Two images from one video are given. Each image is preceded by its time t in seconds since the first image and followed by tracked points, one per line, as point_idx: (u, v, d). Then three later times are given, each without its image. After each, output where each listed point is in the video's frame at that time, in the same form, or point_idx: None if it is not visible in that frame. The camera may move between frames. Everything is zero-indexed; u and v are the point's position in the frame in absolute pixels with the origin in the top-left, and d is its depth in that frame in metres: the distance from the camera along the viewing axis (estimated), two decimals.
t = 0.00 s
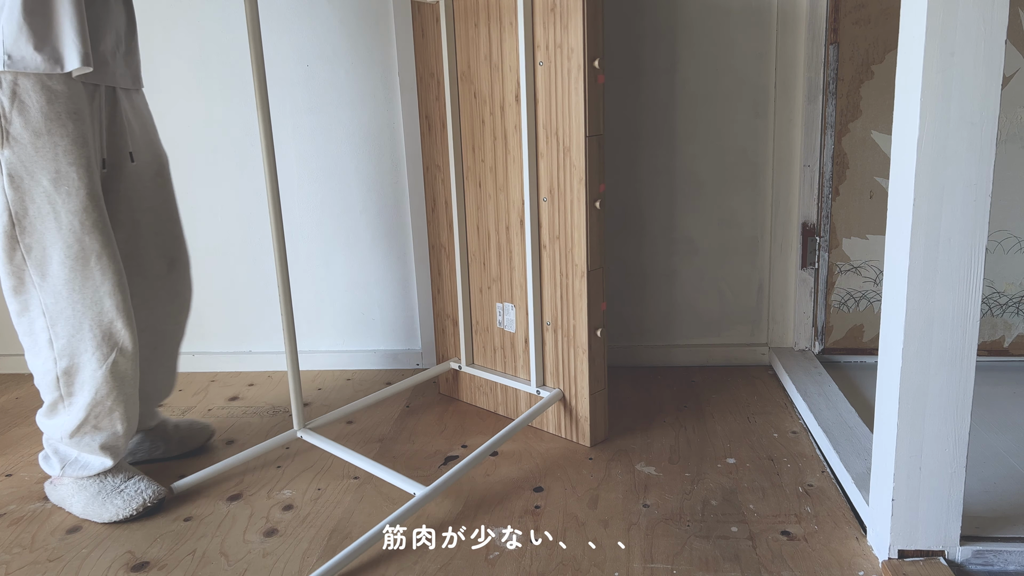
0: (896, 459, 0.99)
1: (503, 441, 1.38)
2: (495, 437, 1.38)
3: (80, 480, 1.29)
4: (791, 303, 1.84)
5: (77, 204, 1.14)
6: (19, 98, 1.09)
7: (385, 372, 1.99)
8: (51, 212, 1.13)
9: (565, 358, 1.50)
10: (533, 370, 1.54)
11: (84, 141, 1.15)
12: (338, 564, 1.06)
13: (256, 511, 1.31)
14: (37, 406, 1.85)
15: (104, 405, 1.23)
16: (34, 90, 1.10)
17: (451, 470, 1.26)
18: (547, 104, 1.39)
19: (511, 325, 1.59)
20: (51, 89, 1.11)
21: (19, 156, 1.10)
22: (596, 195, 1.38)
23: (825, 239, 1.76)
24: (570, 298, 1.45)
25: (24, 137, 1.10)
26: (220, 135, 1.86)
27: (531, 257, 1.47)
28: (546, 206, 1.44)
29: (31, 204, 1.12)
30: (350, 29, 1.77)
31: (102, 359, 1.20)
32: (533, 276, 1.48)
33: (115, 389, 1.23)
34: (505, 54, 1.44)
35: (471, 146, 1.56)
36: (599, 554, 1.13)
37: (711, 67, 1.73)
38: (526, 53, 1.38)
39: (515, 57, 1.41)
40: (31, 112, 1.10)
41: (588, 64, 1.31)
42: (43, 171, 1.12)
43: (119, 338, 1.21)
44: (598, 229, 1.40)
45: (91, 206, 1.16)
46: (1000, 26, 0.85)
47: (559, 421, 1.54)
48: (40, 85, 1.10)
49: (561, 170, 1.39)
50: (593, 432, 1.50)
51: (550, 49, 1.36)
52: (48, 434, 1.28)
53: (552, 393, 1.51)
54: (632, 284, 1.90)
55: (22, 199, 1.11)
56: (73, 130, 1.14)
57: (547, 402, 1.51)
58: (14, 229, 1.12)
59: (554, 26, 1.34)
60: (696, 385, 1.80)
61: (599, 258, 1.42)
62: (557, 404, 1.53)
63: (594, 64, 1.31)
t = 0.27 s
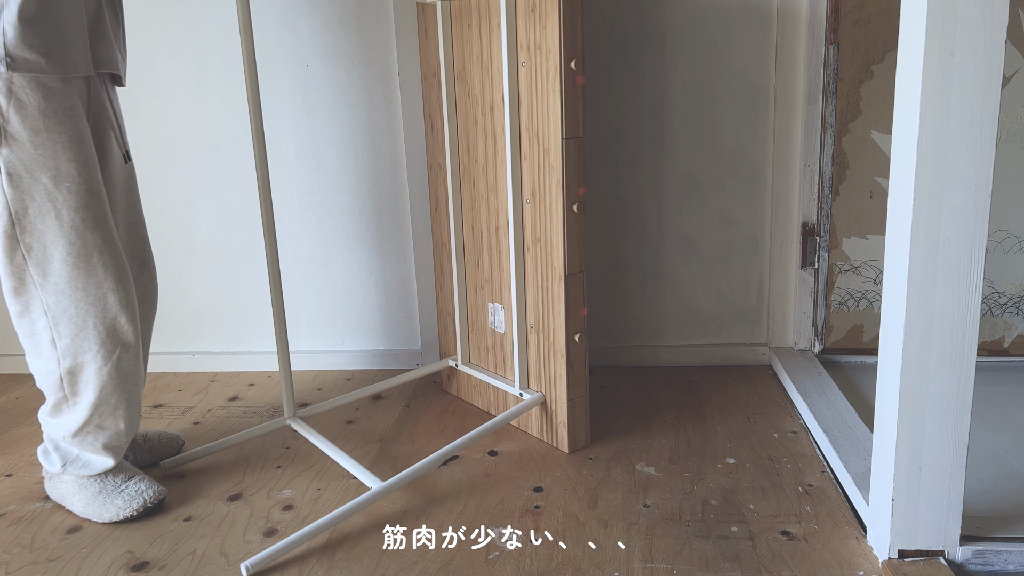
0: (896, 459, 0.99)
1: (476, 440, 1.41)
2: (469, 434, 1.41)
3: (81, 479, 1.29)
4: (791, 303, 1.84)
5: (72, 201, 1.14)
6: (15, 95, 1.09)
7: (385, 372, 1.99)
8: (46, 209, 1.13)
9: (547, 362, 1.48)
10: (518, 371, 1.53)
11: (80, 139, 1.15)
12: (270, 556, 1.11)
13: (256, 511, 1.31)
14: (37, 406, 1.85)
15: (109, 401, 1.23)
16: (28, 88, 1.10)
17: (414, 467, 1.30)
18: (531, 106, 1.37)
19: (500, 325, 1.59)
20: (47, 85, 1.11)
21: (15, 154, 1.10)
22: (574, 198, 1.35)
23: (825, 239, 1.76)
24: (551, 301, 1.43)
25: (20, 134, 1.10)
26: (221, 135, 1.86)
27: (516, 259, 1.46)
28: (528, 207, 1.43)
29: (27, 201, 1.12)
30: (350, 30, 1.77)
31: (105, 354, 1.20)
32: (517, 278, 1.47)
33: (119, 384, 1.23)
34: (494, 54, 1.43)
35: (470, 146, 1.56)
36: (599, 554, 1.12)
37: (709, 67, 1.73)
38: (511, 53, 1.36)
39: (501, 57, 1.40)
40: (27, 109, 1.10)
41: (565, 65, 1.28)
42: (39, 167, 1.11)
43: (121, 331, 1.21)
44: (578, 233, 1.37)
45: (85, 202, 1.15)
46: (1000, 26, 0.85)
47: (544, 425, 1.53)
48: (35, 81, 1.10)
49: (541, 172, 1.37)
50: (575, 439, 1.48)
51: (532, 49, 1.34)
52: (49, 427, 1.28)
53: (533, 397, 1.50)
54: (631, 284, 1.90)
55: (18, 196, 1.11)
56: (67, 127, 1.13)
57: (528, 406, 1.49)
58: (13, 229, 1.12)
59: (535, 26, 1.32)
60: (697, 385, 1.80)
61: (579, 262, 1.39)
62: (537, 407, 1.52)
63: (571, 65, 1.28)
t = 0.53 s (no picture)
0: (896, 459, 0.99)
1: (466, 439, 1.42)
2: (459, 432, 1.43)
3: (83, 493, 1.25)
4: (791, 303, 1.84)
5: (84, 199, 1.13)
6: (26, 96, 1.07)
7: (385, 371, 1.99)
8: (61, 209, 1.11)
9: (540, 362, 1.47)
10: (513, 370, 1.54)
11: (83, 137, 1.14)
12: (249, 546, 1.15)
13: (256, 512, 1.31)
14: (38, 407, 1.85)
15: (117, 405, 1.21)
16: (39, 87, 1.09)
17: (400, 463, 1.33)
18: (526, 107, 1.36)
19: (499, 325, 1.59)
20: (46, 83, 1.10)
21: (25, 154, 1.08)
22: (565, 199, 1.32)
23: (825, 240, 1.76)
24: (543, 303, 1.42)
25: (28, 135, 1.08)
26: (221, 135, 1.86)
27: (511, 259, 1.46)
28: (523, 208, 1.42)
29: (43, 201, 1.09)
30: (350, 30, 1.77)
31: (114, 356, 1.18)
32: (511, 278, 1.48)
33: (126, 388, 1.21)
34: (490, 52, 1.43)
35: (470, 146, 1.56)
36: (599, 553, 1.12)
37: (708, 67, 1.73)
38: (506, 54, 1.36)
39: (497, 58, 1.40)
40: (26, 110, 1.07)
41: (554, 65, 1.26)
42: (50, 166, 1.10)
43: (130, 332, 1.20)
44: (570, 234, 1.35)
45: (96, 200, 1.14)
46: (1000, 27, 0.85)
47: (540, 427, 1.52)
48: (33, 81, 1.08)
49: (535, 172, 1.36)
50: (569, 440, 1.47)
51: (525, 49, 1.32)
52: (31, 450, 1.20)
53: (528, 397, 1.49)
54: (630, 284, 1.90)
55: (33, 196, 1.09)
56: (69, 125, 1.12)
57: (521, 407, 1.49)
58: (26, 233, 1.09)
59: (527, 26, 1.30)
60: (697, 384, 1.80)
61: (571, 263, 1.37)
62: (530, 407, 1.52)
63: (562, 64, 1.26)
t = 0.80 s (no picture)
0: (896, 459, 0.99)
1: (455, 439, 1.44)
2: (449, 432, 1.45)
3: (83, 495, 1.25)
4: (791, 303, 1.84)
5: (64, 202, 1.12)
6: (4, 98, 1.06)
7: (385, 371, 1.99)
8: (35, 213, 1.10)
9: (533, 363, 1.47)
10: (507, 369, 1.54)
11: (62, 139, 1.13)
12: (226, 539, 1.18)
13: (256, 512, 1.31)
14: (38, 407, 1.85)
15: (107, 405, 1.20)
16: (18, 88, 1.08)
17: (388, 460, 1.35)
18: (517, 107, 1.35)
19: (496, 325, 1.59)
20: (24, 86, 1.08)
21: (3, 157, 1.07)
22: (556, 200, 1.32)
23: (825, 240, 1.76)
24: (535, 304, 1.41)
25: (5, 138, 1.06)
26: (221, 136, 1.86)
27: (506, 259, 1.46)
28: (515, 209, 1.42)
29: (21, 204, 1.09)
30: (350, 30, 1.77)
31: (100, 355, 1.18)
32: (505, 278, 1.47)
33: (114, 388, 1.21)
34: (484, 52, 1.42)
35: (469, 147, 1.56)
36: (599, 554, 1.12)
37: (707, 67, 1.73)
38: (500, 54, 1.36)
39: (490, 58, 1.40)
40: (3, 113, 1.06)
41: (545, 66, 1.25)
42: (30, 170, 1.09)
43: (113, 331, 1.20)
44: (561, 235, 1.34)
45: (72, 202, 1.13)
46: (1000, 27, 0.85)
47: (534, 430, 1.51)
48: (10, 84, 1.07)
49: (526, 173, 1.36)
50: (560, 442, 1.46)
51: (518, 49, 1.32)
52: (24, 457, 1.19)
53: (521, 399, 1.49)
54: (629, 284, 1.90)
55: (11, 199, 1.08)
56: (49, 126, 1.12)
57: (514, 408, 1.49)
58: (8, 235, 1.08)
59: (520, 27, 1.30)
60: (697, 385, 1.80)
61: (563, 264, 1.37)
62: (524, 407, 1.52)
63: (553, 65, 1.25)
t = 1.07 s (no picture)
0: (896, 459, 0.99)
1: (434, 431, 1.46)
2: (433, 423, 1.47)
3: (82, 495, 1.24)
4: (791, 303, 1.84)
5: (54, 199, 1.14)
6: None
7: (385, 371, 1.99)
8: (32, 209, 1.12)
9: (502, 368, 1.45)
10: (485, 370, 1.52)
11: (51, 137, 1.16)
12: (175, 518, 1.24)
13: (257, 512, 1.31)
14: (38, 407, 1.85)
15: (102, 402, 1.22)
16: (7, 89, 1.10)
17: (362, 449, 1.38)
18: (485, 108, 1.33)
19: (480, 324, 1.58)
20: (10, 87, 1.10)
21: None
22: (519, 205, 1.29)
23: (825, 239, 1.76)
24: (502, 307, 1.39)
25: None
26: (221, 136, 1.86)
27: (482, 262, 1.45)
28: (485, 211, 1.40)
29: (14, 201, 1.10)
30: (350, 30, 1.77)
31: (94, 351, 1.19)
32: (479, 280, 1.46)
33: (109, 385, 1.22)
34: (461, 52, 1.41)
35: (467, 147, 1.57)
36: (599, 553, 1.12)
37: (706, 67, 1.73)
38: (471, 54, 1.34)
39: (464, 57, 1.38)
40: None
41: (503, 66, 1.22)
42: (21, 168, 1.11)
43: (107, 327, 1.21)
44: (524, 239, 1.31)
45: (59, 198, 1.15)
46: (1000, 27, 0.85)
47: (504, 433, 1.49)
48: None
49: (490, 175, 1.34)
50: (526, 450, 1.44)
51: (484, 50, 1.29)
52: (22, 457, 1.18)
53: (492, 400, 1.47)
54: (628, 284, 1.90)
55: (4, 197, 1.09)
56: (36, 125, 1.13)
57: (482, 411, 1.47)
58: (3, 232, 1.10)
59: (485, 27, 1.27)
60: (697, 385, 1.80)
61: (526, 269, 1.34)
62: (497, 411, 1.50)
63: (512, 67, 1.22)
